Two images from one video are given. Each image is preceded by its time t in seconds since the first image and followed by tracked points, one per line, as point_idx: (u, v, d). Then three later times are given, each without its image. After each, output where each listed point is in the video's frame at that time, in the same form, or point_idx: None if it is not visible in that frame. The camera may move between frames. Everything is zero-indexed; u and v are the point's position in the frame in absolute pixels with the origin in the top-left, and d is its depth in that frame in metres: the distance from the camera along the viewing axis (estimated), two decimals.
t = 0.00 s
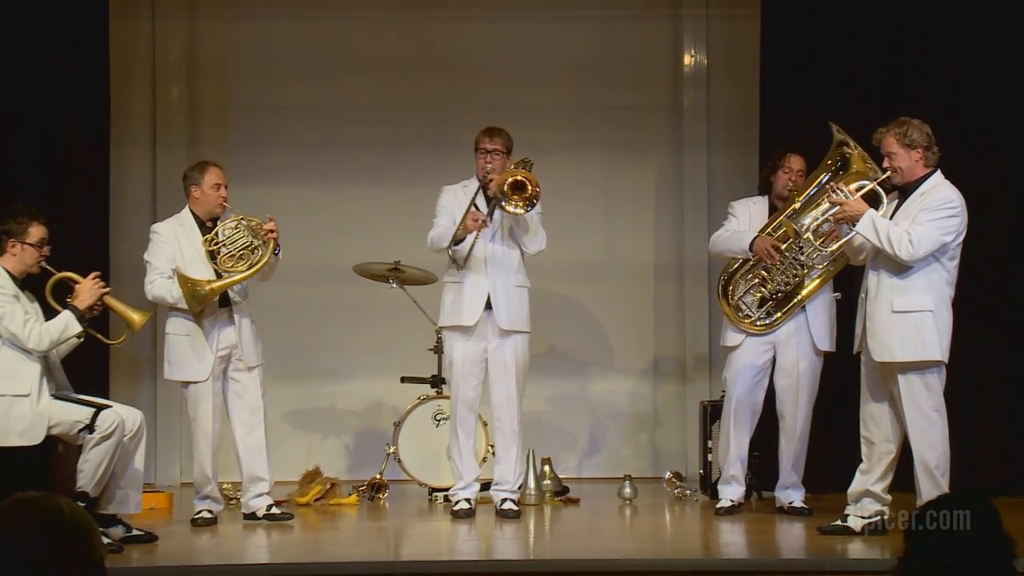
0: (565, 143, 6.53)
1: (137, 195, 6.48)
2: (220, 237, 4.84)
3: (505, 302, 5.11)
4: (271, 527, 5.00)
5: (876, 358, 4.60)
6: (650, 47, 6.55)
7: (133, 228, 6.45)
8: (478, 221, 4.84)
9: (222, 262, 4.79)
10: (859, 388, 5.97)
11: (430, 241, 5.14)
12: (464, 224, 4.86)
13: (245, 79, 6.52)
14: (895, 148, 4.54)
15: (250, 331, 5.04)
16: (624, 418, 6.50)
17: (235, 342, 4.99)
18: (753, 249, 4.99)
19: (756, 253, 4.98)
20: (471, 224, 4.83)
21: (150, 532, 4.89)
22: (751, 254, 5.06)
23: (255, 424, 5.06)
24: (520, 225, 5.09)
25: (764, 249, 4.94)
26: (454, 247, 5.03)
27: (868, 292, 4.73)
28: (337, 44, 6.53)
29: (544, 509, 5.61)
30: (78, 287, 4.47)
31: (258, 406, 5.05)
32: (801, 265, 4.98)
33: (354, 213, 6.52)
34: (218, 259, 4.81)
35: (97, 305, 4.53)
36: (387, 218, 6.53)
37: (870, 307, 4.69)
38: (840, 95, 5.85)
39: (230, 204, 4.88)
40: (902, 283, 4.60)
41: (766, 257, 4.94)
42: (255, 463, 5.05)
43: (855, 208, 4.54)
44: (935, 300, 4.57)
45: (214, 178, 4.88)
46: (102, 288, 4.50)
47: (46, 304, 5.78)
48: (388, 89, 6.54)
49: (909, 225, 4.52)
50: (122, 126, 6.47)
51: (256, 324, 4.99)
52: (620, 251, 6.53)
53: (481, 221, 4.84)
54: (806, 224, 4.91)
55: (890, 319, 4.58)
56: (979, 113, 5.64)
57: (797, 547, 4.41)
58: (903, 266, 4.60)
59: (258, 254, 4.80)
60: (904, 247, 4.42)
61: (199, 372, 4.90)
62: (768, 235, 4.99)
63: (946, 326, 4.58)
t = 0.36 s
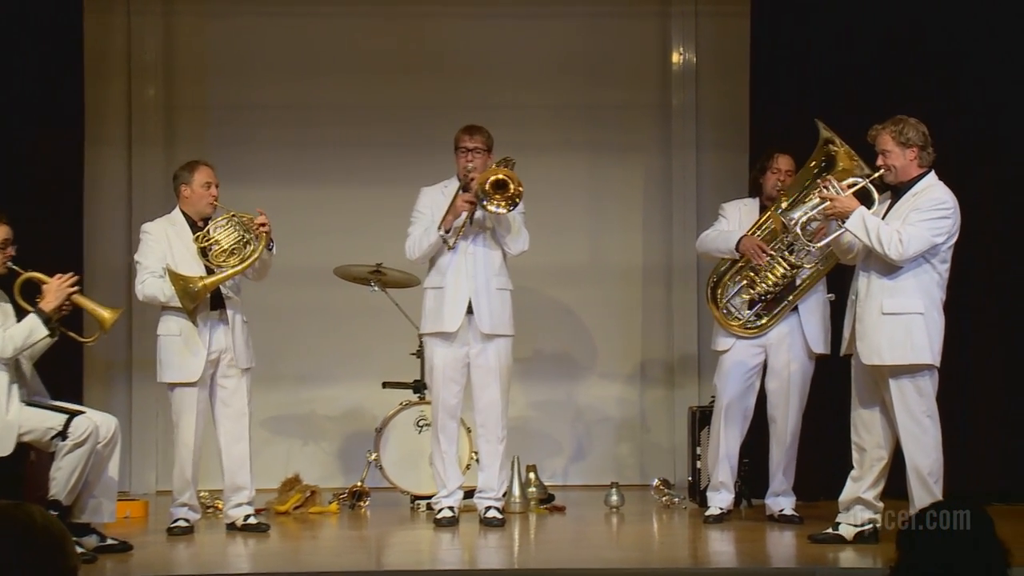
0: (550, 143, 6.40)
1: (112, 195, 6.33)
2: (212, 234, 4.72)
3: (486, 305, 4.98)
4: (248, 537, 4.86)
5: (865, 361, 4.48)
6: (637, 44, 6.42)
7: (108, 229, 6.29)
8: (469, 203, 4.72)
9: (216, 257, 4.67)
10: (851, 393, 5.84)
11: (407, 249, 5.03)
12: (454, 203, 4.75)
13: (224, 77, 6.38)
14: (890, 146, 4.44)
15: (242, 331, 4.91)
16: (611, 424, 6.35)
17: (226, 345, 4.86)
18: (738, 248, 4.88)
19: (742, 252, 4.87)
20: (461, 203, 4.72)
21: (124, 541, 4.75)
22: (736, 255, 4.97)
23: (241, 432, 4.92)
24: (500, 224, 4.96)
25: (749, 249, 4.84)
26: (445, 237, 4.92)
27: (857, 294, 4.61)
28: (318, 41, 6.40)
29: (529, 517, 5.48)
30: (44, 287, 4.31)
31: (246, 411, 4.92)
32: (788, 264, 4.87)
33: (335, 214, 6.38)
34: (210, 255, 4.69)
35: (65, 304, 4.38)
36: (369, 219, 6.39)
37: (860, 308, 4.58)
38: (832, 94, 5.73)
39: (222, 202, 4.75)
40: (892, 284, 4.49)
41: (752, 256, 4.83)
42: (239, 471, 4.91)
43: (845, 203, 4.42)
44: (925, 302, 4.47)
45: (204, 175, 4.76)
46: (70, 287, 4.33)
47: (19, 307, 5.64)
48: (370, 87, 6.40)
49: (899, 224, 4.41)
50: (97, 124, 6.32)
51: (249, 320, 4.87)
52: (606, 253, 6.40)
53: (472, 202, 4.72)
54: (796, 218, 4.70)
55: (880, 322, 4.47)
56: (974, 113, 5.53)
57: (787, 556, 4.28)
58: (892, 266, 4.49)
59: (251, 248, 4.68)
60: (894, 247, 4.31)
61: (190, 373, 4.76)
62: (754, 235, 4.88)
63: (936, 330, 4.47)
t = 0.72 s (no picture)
0: (528, 143, 6.26)
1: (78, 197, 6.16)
2: (195, 236, 4.62)
3: (460, 312, 4.84)
4: (215, 549, 4.70)
5: (852, 369, 4.36)
6: (618, 43, 6.28)
7: (73, 232, 6.12)
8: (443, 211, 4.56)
9: (197, 260, 4.57)
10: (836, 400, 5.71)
11: (381, 257, 4.88)
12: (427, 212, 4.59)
13: (194, 76, 6.22)
14: (875, 148, 4.33)
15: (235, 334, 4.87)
16: (590, 431, 6.21)
17: (217, 351, 4.80)
18: (713, 257, 4.77)
19: (716, 260, 4.76)
20: (434, 213, 4.56)
21: (89, 552, 4.59)
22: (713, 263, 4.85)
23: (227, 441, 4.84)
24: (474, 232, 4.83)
25: (723, 256, 4.72)
26: (416, 250, 4.77)
27: (844, 300, 4.50)
28: (292, 39, 6.24)
29: (506, 528, 5.33)
30: None
31: (231, 417, 4.82)
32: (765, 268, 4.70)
33: (308, 216, 6.22)
34: (192, 258, 4.58)
35: (21, 318, 4.19)
36: (342, 221, 6.23)
37: (846, 314, 4.45)
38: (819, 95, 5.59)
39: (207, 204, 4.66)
40: (878, 290, 4.37)
41: (725, 263, 4.71)
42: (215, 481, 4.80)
43: (830, 207, 4.29)
44: (912, 307, 4.35)
45: (189, 177, 4.67)
46: (26, 300, 4.14)
47: None
48: (345, 86, 6.25)
49: (886, 228, 4.28)
50: (63, 124, 6.16)
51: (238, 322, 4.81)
52: (586, 256, 6.25)
53: (445, 209, 4.56)
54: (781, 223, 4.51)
55: (866, 328, 4.34)
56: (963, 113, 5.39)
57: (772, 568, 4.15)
58: (878, 271, 4.37)
59: (233, 250, 4.57)
60: (881, 251, 4.18)
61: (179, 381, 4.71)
62: (729, 241, 4.76)
63: (924, 335, 4.35)
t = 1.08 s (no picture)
0: (501, 145, 6.12)
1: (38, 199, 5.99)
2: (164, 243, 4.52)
3: (433, 318, 4.69)
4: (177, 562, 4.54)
5: (834, 376, 4.23)
6: (594, 42, 6.14)
7: (33, 235, 5.95)
8: (415, 216, 4.43)
9: (159, 270, 4.48)
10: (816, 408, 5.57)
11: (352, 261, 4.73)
12: (400, 217, 4.45)
13: (158, 75, 6.06)
14: (856, 150, 4.21)
15: (207, 343, 4.70)
16: (565, 439, 6.06)
17: (185, 359, 4.68)
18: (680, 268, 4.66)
19: (683, 271, 4.66)
20: (406, 218, 4.43)
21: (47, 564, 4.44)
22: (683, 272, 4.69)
23: (194, 453, 4.71)
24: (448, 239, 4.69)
25: (689, 267, 4.62)
26: (388, 257, 4.61)
27: (825, 306, 4.37)
28: (261, 38, 6.10)
29: (480, 539, 5.18)
30: None
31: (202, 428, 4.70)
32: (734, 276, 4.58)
33: (276, 218, 6.06)
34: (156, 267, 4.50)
35: None
36: (311, 224, 6.07)
37: (829, 320, 4.33)
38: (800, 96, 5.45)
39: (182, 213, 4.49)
40: (861, 295, 4.24)
41: (692, 275, 4.61)
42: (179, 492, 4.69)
43: (809, 210, 4.17)
44: (896, 313, 4.22)
45: (171, 183, 4.51)
46: None
47: None
48: (315, 85, 6.10)
49: (869, 232, 4.16)
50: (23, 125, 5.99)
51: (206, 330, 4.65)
52: (561, 260, 6.11)
53: (417, 214, 4.44)
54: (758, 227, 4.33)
55: (849, 334, 4.21)
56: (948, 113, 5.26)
57: None
58: (860, 275, 4.24)
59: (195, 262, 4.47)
60: (863, 256, 4.05)
61: (139, 390, 4.63)
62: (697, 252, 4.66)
63: (907, 341, 4.22)
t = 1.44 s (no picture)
0: (472, 144, 5.97)
1: None
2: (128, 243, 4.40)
3: (404, 321, 4.54)
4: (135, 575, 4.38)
5: (813, 382, 4.10)
6: (567, 39, 6.00)
7: None
8: (385, 212, 4.30)
9: (113, 269, 4.33)
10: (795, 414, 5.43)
11: (322, 263, 4.59)
12: (369, 215, 4.33)
13: (119, 72, 5.91)
14: (837, 149, 4.09)
15: (166, 348, 4.51)
16: (539, 447, 5.91)
17: (143, 364, 4.51)
18: (649, 274, 4.51)
19: (653, 277, 4.50)
20: (376, 215, 4.30)
21: None
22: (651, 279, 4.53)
23: (153, 465, 4.53)
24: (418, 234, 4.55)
25: (660, 273, 4.46)
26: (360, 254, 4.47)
27: (804, 310, 4.25)
28: (226, 35, 5.95)
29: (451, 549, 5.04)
30: None
31: (160, 439, 4.53)
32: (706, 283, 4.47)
33: (242, 221, 5.90)
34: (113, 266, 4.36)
35: None
36: (277, 226, 5.92)
37: (807, 325, 4.20)
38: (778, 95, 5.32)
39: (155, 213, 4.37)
40: (840, 298, 4.11)
41: (663, 281, 4.45)
42: (139, 503, 4.54)
43: (788, 210, 4.04)
44: (876, 317, 4.09)
45: (149, 181, 4.41)
46: None
47: None
48: (282, 84, 5.95)
49: (847, 233, 4.04)
50: None
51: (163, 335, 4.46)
52: (533, 263, 5.96)
53: (387, 211, 4.32)
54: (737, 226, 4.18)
55: (828, 338, 4.08)
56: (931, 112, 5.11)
57: None
58: (839, 278, 4.12)
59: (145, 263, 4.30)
60: (843, 258, 3.93)
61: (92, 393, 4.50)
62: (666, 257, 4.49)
63: (888, 346, 4.10)
